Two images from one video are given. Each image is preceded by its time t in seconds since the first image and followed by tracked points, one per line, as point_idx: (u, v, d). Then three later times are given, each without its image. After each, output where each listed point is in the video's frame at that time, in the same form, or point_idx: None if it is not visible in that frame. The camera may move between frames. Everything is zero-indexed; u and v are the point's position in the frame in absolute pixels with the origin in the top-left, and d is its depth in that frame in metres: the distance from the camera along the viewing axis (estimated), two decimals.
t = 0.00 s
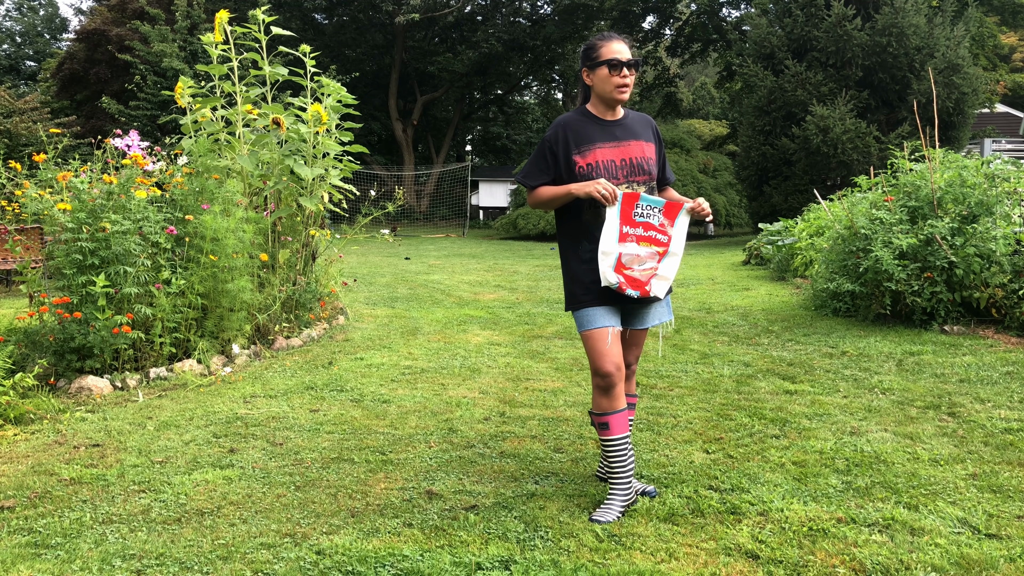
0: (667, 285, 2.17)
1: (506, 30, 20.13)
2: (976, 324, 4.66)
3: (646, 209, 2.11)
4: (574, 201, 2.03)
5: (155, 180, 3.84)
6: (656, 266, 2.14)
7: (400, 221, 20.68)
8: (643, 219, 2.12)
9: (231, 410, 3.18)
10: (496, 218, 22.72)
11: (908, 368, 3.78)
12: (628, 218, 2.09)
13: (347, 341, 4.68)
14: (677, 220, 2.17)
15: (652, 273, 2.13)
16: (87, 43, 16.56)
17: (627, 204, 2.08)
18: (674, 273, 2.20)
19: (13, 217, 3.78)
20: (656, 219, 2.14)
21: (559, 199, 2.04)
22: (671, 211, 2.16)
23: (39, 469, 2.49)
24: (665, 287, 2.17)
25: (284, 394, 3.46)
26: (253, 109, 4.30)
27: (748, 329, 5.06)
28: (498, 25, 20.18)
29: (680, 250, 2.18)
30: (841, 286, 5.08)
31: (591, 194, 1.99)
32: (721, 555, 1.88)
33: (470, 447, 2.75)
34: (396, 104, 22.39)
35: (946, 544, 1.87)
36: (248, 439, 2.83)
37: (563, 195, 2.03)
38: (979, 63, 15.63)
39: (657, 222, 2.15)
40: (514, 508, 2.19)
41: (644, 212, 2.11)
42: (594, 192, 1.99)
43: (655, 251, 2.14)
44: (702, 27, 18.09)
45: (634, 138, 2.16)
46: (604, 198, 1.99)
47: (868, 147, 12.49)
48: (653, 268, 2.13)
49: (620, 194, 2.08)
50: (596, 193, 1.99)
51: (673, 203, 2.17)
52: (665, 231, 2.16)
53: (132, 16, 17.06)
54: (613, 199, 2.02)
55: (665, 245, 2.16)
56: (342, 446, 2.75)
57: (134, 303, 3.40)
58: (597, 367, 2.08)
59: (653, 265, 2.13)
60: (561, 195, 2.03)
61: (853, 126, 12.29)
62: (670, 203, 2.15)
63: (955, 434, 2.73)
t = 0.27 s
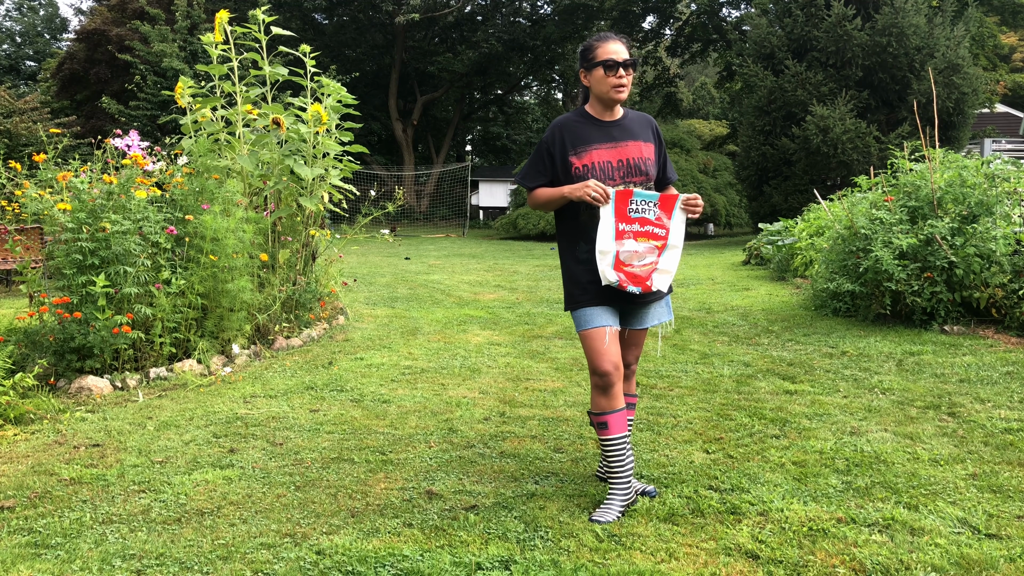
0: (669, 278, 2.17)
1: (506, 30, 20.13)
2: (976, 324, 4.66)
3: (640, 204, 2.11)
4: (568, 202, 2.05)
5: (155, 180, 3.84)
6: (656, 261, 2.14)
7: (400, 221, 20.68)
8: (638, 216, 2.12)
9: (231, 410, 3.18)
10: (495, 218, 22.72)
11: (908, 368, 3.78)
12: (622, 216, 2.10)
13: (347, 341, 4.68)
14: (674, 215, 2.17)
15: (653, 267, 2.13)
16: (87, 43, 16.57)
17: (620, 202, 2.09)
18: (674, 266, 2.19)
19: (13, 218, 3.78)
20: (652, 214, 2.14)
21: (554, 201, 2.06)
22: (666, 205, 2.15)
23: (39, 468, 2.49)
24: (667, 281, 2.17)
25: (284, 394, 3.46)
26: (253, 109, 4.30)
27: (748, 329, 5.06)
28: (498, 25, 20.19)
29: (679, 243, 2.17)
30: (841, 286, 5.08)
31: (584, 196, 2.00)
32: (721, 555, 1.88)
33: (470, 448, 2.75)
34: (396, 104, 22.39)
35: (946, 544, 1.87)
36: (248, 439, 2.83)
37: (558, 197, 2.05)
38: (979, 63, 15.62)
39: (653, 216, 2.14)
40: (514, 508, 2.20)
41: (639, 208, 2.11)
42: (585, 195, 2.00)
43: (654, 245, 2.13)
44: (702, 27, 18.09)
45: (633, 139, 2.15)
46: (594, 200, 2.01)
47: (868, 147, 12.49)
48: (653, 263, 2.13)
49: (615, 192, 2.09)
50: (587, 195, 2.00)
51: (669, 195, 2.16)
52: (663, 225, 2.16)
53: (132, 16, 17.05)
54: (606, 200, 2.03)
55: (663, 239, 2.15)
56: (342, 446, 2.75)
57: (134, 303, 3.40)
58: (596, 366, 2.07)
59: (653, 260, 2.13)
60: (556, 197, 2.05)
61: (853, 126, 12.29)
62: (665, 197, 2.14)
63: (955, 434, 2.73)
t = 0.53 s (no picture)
0: (675, 276, 2.19)
1: (506, 30, 20.13)
2: (976, 324, 4.66)
3: (634, 209, 2.11)
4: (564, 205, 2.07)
5: (155, 180, 3.84)
6: (661, 261, 2.16)
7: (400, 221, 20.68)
8: (636, 219, 2.11)
9: (231, 410, 3.18)
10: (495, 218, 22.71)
11: (908, 368, 3.78)
12: (620, 223, 2.09)
13: (347, 341, 4.68)
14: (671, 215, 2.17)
15: (659, 268, 2.15)
16: (87, 43, 16.57)
17: (614, 211, 2.08)
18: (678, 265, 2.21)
19: (13, 218, 3.78)
20: (648, 216, 2.13)
21: (553, 203, 2.08)
22: (660, 204, 2.14)
23: (39, 469, 2.49)
24: (674, 279, 2.18)
25: (284, 394, 3.46)
26: (253, 109, 4.30)
27: (748, 329, 5.06)
28: (498, 25, 20.19)
29: (680, 240, 2.19)
30: (841, 286, 5.08)
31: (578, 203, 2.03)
32: (721, 555, 1.88)
33: (470, 448, 2.75)
34: (395, 104, 22.39)
35: (946, 544, 1.87)
36: (248, 439, 2.83)
37: (557, 199, 2.07)
38: (979, 63, 15.62)
39: (650, 219, 2.13)
40: (514, 509, 2.19)
41: (634, 213, 2.10)
42: (576, 205, 2.03)
43: (655, 247, 2.14)
44: (702, 27, 18.08)
45: (632, 139, 2.14)
46: (584, 212, 2.03)
47: (868, 147, 12.48)
48: (658, 264, 2.15)
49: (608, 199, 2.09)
50: (579, 201, 2.02)
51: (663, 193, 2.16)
52: (661, 225, 2.16)
53: (132, 16, 17.05)
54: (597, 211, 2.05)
55: (663, 238, 2.16)
56: (342, 446, 2.75)
57: (134, 303, 3.40)
58: (595, 363, 2.06)
59: (657, 261, 2.15)
60: (554, 199, 2.06)
61: (853, 126, 12.29)
62: (657, 197, 2.14)
63: (954, 434, 2.73)
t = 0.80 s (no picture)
0: (685, 278, 2.19)
1: (506, 31, 20.13)
2: (976, 324, 4.65)
3: (621, 230, 2.11)
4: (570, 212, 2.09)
5: (155, 180, 3.84)
6: (667, 268, 2.17)
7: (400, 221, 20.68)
8: (632, 238, 2.11)
9: (231, 410, 3.18)
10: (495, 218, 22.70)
11: (908, 368, 3.78)
12: (612, 249, 2.10)
13: (346, 341, 4.68)
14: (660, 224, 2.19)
15: (668, 274, 2.16)
16: (87, 43, 16.57)
17: (604, 242, 2.09)
18: (684, 265, 2.21)
19: (13, 218, 3.78)
20: (637, 232, 2.14)
21: (554, 207, 2.09)
22: (644, 217, 2.15)
23: (40, 469, 2.49)
24: (686, 280, 2.19)
25: (284, 394, 3.46)
26: (253, 109, 4.30)
27: (748, 329, 5.06)
28: (498, 25, 20.20)
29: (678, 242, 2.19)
30: (841, 286, 5.08)
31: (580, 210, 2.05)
32: (721, 555, 1.88)
33: (470, 448, 2.75)
34: (395, 104, 22.39)
35: (946, 544, 1.87)
36: (248, 439, 2.83)
37: (558, 204, 2.08)
38: (979, 63, 15.62)
39: (640, 235, 2.14)
40: (514, 508, 2.19)
41: (622, 233, 2.10)
42: (584, 214, 2.05)
43: (653, 257, 2.15)
44: (702, 27, 18.08)
45: (633, 140, 2.12)
46: (593, 222, 2.06)
47: (868, 147, 12.48)
48: (665, 272, 2.16)
49: (589, 237, 2.11)
50: (588, 212, 2.04)
51: (643, 205, 2.16)
52: (653, 235, 2.16)
53: (132, 16, 17.05)
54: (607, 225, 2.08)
55: (659, 246, 2.16)
56: (342, 446, 2.75)
57: (134, 303, 3.40)
58: (591, 350, 2.04)
59: (664, 269, 2.16)
60: (555, 203, 2.08)
61: (853, 126, 12.29)
62: (639, 212, 2.14)
63: (954, 434, 2.73)
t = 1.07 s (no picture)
0: (683, 284, 2.20)
1: (506, 31, 20.14)
2: (976, 324, 4.65)
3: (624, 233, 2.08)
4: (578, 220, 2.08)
5: (155, 180, 3.84)
6: (664, 275, 2.17)
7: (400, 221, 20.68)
8: (630, 243, 2.10)
9: (231, 410, 3.18)
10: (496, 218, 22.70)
11: (908, 368, 3.78)
12: (611, 252, 2.08)
13: (346, 341, 4.68)
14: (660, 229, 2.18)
15: (665, 281, 2.17)
16: (87, 43, 16.58)
17: (602, 245, 2.08)
18: (681, 271, 2.21)
19: (13, 218, 3.79)
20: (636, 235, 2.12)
21: (556, 211, 2.09)
22: (644, 222, 2.14)
23: (40, 469, 2.49)
24: (683, 288, 2.20)
25: (284, 394, 3.46)
26: (253, 109, 4.30)
27: (748, 329, 5.06)
28: (498, 25, 20.21)
29: (678, 249, 2.20)
30: (841, 286, 5.08)
31: (586, 215, 2.04)
32: (721, 555, 1.88)
33: (470, 447, 2.75)
34: (395, 104, 22.39)
35: (946, 544, 1.87)
36: (248, 439, 2.83)
37: (561, 208, 2.07)
38: (979, 63, 15.62)
39: (638, 239, 2.12)
40: (514, 508, 2.20)
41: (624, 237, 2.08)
42: (603, 223, 2.03)
43: (651, 264, 2.15)
44: (702, 27, 18.09)
45: (633, 141, 2.11)
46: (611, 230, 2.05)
47: (868, 146, 12.48)
48: (662, 278, 2.16)
49: (587, 239, 2.10)
50: (607, 220, 2.03)
51: (644, 210, 2.15)
52: (652, 240, 2.16)
53: (132, 15, 17.04)
54: (621, 229, 2.05)
55: (659, 252, 2.17)
56: (342, 446, 2.75)
57: (134, 303, 3.40)
58: (574, 364, 2.11)
59: (661, 276, 2.16)
60: (558, 209, 2.08)
61: (853, 126, 12.29)
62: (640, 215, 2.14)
63: (954, 434, 2.73)
